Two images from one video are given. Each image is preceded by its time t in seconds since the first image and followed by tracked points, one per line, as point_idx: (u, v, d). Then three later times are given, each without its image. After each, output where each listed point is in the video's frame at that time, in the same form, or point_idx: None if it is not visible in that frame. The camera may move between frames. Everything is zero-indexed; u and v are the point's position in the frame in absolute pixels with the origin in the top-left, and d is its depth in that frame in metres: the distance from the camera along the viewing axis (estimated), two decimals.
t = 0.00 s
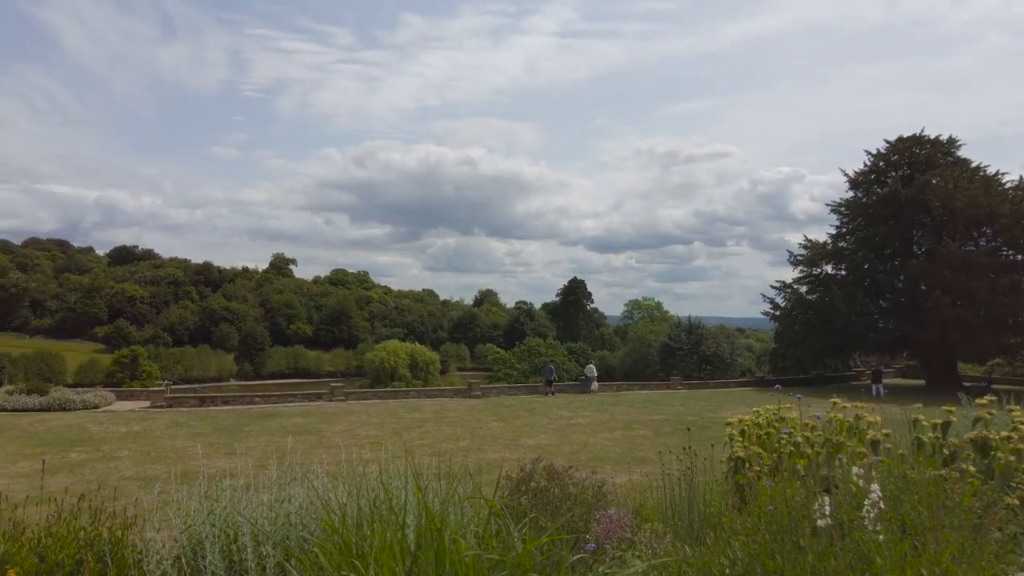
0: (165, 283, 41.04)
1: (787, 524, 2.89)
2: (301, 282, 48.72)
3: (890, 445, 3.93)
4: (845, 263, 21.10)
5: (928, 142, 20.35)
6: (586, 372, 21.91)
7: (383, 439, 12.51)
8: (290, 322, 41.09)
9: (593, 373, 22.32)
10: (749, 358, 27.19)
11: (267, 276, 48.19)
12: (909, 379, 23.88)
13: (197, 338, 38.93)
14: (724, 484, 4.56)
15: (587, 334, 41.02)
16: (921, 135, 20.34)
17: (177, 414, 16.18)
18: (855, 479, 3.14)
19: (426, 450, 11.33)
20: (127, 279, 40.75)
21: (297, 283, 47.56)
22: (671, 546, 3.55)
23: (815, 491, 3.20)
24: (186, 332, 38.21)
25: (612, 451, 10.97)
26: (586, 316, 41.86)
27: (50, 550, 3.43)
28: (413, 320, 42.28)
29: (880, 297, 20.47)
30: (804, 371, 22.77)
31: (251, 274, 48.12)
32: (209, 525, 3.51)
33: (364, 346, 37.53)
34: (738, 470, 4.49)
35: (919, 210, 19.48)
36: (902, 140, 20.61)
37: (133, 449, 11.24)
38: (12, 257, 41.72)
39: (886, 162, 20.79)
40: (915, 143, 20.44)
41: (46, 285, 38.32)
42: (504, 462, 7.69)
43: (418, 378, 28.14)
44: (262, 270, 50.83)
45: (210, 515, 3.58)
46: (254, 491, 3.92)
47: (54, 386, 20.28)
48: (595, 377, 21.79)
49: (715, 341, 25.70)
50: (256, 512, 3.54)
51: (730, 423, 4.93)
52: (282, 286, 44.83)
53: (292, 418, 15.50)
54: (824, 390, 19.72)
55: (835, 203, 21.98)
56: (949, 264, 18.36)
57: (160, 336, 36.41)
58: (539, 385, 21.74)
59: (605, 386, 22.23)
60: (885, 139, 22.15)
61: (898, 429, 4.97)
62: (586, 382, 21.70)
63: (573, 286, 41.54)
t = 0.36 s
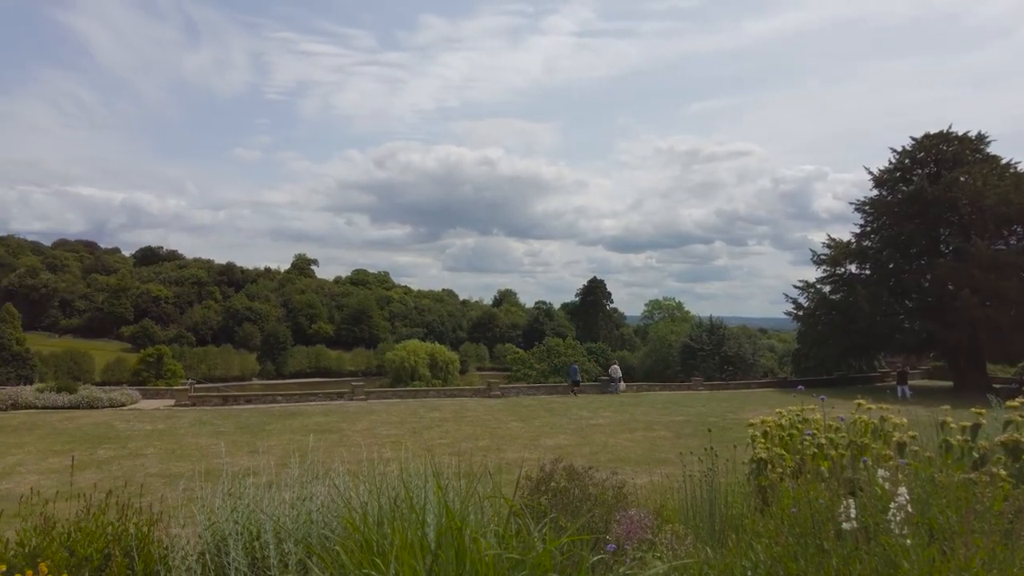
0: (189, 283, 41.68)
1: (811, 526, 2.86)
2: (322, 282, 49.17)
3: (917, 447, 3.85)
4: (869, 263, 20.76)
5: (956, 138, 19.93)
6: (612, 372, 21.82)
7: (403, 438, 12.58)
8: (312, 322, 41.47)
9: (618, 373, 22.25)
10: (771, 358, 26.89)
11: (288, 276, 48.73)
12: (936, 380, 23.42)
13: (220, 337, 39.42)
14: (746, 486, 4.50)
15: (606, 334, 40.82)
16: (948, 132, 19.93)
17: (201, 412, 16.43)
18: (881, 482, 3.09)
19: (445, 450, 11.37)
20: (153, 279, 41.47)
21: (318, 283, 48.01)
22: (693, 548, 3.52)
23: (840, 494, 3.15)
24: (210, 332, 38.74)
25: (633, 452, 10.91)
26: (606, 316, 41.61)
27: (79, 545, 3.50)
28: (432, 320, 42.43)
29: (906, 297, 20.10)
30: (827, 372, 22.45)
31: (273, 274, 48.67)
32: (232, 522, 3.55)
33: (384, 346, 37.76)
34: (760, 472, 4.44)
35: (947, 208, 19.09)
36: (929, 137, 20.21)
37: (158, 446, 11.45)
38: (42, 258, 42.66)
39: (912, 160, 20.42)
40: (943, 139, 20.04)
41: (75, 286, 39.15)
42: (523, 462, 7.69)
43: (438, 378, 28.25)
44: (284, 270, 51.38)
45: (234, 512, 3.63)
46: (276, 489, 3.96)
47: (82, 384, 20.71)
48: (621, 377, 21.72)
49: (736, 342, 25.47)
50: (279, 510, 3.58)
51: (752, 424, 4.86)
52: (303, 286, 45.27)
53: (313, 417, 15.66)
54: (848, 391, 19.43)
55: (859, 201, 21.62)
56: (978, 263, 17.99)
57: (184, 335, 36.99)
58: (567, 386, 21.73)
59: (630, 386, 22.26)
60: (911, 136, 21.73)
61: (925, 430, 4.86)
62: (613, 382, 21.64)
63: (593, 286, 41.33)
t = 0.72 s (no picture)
0: (213, 283, 42.26)
1: (836, 529, 2.82)
2: (343, 282, 49.56)
3: (945, 451, 3.77)
4: (894, 262, 20.41)
5: (985, 135, 19.51)
6: (637, 373, 21.68)
7: (423, 437, 12.64)
8: (333, 322, 41.83)
9: (643, 374, 22.11)
10: (794, 359, 26.56)
11: (310, 276, 49.20)
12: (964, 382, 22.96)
13: (243, 337, 39.83)
14: (769, 488, 4.45)
15: (626, 334, 40.59)
16: (977, 128, 19.51)
17: (224, 410, 16.66)
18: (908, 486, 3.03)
19: (465, 449, 11.39)
20: (178, 279, 42.13)
21: (339, 283, 48.42)
22: (715, 550, 3.49)
23: (864, 497, 3.10)
24: (233, 332, 39.22)
25: (654, 453, 10.85)
26: (626, 317, 41.40)
27: (108, 539, 3.56)
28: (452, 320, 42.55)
29: (932, 297, 19.74)
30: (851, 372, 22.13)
31: (294, 275, 49.19)
32: (256, 519, 3.60)
33: (404, 346, 37.97)
34: (783, 474, 4.38)
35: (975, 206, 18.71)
36: (957, 134, 19.81)
37: (183, 444, 11.63)
38: (70, 259, 43.56)
39: (939, 157, 20.04)
40: (971, 136, 19.62)
41: (102, 286, 39.94)
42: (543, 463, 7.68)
43: (457, 377, 28.33)
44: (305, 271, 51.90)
45: (257, 509, 3.67)
46: (298, 487, 4.00)
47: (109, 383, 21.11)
48: (647, 377, 21.58)
49: (758, 342, 25.21)
50: (302, 508, 3.62)
51: (775, 425, 4.80)
52: (325, 286, 45.67)
53: (334, 415, 15.79)
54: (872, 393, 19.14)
55: (884, 199, 21.26)
56: (1008, 262, 17.61)
57: (208, 335, 37.53)
58: (592, 386, 21.64)
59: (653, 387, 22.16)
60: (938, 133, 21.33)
61: (953, 433, 4.76)
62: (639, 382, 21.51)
63: (613, 286, 41.09)
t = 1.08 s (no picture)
0: (236, 284, 42.81)
1: (861, 533, 2.77)
2: (364, 283, 49.93)
3: (973, 454, 3.69)
4: (920, 261, 20.03)
5: (1015, 131, 19.08)
6: (664, 373, 21.40)
7: (443, 437, 12.68)
8: (354, 322, 42.17)
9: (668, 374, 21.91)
10: (817, 360, 26.21)
11: (331, 277, 49.65)
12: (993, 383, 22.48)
13: (265, 337, 40.24)
14: (792, 491, 4.40)
15: (646, 334, 40.31)
16: (1007, 124, 19.09)
17: (247, 409, 16.86)
18: (936, 489, 2.97)
19: (485, 448, 11.42)
20: (201, 280, 42.77)
21: (359, 283, 48.79)
22: (737, 552, 3.46)
23: (892, 501, 3.05)
24: (255, 331, 39.64)
25: (675, 454, 10.77)
26: (646, 316, 41.08)
27: (136, 535, 3.62)
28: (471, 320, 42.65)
29: (960, 297, 19.34)
30: (876, 374, 21.78)
31: (316, 275, 49.67)
32: (278, 517, 3.64)
33: (424, 346, 38.17)
34: (806, 476, 4.32)
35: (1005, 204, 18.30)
36: (986, 130, 19.40)
37: (207, 443, 11.78)
38: (97, 261, 44.38)
39: (967, 154, 19.65)
40: (1001, 132, 19.21)
41: (128, 287, 40.65)
42: (564, 463, 7.68)
43: (477, 377, 28.40)
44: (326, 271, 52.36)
45: (280, 508, 3.71)
46: (320, 485, 4.04)
47: (136, 381, 21.51)
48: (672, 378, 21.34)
49: (781, 343, 24.92)
50: (323, 506, 3.65)
51: (798, 426, 4.74)
52: (346, 287, 46.07)
53: (355, 414, 15.92)
54: (898, 394, 18.82)
55: (910, 198, 20.89)
56: None
57: (231, 334, 38.03)
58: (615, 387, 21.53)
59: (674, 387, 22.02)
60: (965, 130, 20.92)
61: (983, 435, 4.64)
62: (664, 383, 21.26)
63: (632, 286, 40.82)
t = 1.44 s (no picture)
0: (259, 284, 43.34)
1: (888, 537, 2.73)
2: (384, 283, 50.27)
3: (1004, 457, 3.61)
4: (948, 260, 19.63)
5: None
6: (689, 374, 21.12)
7: (463, 436, 12.71)
8: (375, 321, 42.47)
9: (695, 374, 21.64)
10: (840, 361, 25.82)
11: (352, 277, 50.05)
12: None
13: (287, 336, 40.63)
14: (816, 493, 4.34)
15: (667, 335, 39.72)
16: None
17: (269, 409, 17.07)
18: (965, 492, 2.91)
19: (505, 449, 11.44)
20: (225, 280, 43.37)
21: (380, 283, 49.10)
22: (761, 555, 3.41)
23: (919, 504, 2.99)
24: (277, 331, 39.91)
25: (696, 455, 10.69)
26: (667, 317, 40.59)
27: (162, 531, 3.67)
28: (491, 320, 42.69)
29: (990, 297, 18.90)
30: (902, 375, 21.38)
31: (336, 276, 50.09)
32: (301, 515, 3.66)
33: (444, 345, 38.32)
34: (830, 478, 4.26)
35: None
36: (1017, 126, 18.95)
37: (230, 441, 11.94)
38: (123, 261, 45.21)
39: (997, 151, 19.21)
40: None
41: (154, 287, 41.33)
42: (584, 465, 7.66)
43: (496, 377, 28.46)
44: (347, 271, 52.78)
45: (303, 506, 3.74)
46: (341, 484, 4.08)
47: (161, 380, 21.87)
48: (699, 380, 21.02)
49: (804, 344, 24.60)
50: (344, 505, 3.68)
51: (822, 428, 4.67)
52: (366, 287, 46.42)
53: (376, 414, 16.04)
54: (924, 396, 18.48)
55: (937, 196, 20.49)
56: None
57: (254, 334, 38.49)
58: (638, 387, 21.38)
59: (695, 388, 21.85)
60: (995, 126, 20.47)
61: (1014, 438, 4.52)
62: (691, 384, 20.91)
63: (652, 285, 40.28)
